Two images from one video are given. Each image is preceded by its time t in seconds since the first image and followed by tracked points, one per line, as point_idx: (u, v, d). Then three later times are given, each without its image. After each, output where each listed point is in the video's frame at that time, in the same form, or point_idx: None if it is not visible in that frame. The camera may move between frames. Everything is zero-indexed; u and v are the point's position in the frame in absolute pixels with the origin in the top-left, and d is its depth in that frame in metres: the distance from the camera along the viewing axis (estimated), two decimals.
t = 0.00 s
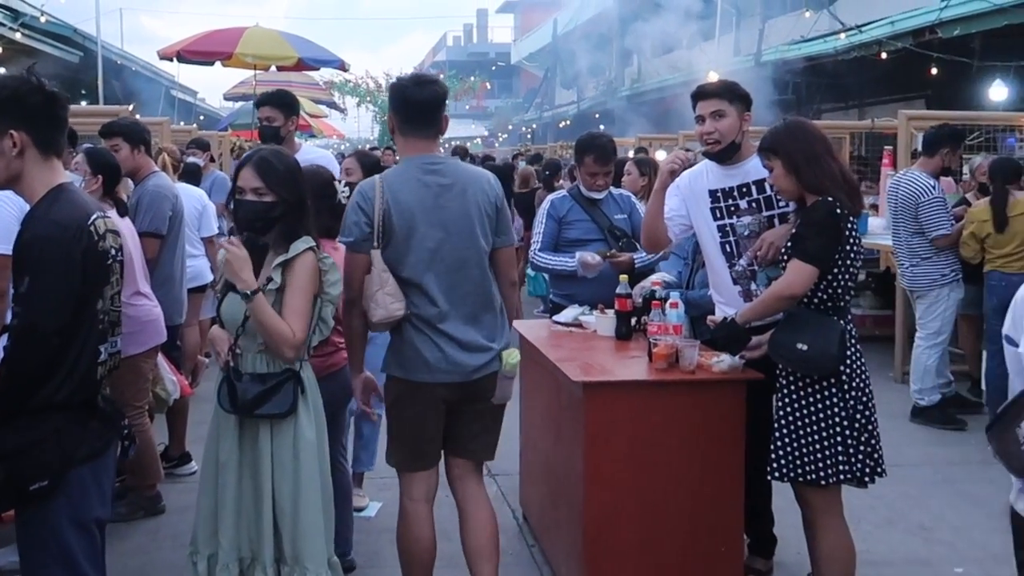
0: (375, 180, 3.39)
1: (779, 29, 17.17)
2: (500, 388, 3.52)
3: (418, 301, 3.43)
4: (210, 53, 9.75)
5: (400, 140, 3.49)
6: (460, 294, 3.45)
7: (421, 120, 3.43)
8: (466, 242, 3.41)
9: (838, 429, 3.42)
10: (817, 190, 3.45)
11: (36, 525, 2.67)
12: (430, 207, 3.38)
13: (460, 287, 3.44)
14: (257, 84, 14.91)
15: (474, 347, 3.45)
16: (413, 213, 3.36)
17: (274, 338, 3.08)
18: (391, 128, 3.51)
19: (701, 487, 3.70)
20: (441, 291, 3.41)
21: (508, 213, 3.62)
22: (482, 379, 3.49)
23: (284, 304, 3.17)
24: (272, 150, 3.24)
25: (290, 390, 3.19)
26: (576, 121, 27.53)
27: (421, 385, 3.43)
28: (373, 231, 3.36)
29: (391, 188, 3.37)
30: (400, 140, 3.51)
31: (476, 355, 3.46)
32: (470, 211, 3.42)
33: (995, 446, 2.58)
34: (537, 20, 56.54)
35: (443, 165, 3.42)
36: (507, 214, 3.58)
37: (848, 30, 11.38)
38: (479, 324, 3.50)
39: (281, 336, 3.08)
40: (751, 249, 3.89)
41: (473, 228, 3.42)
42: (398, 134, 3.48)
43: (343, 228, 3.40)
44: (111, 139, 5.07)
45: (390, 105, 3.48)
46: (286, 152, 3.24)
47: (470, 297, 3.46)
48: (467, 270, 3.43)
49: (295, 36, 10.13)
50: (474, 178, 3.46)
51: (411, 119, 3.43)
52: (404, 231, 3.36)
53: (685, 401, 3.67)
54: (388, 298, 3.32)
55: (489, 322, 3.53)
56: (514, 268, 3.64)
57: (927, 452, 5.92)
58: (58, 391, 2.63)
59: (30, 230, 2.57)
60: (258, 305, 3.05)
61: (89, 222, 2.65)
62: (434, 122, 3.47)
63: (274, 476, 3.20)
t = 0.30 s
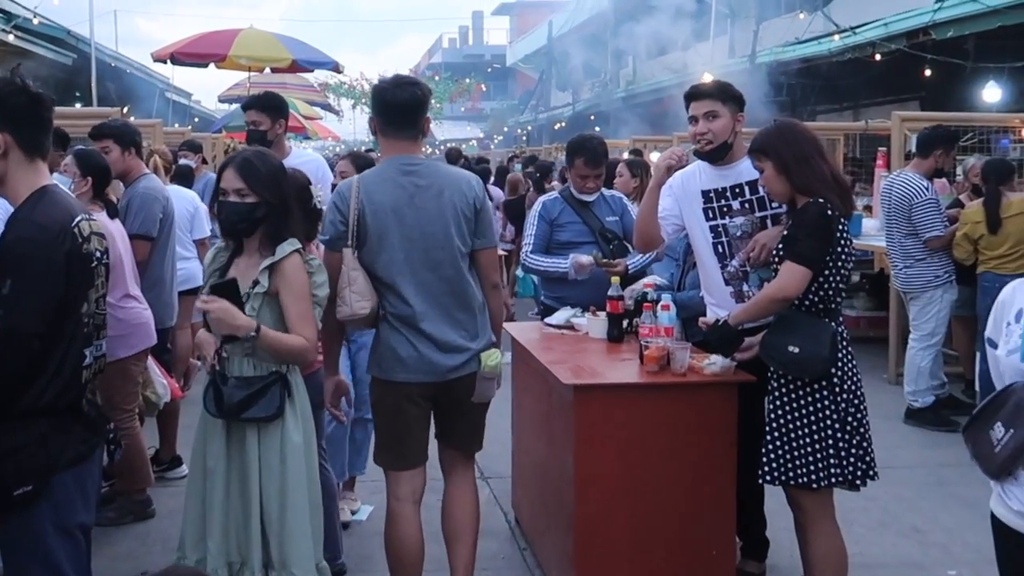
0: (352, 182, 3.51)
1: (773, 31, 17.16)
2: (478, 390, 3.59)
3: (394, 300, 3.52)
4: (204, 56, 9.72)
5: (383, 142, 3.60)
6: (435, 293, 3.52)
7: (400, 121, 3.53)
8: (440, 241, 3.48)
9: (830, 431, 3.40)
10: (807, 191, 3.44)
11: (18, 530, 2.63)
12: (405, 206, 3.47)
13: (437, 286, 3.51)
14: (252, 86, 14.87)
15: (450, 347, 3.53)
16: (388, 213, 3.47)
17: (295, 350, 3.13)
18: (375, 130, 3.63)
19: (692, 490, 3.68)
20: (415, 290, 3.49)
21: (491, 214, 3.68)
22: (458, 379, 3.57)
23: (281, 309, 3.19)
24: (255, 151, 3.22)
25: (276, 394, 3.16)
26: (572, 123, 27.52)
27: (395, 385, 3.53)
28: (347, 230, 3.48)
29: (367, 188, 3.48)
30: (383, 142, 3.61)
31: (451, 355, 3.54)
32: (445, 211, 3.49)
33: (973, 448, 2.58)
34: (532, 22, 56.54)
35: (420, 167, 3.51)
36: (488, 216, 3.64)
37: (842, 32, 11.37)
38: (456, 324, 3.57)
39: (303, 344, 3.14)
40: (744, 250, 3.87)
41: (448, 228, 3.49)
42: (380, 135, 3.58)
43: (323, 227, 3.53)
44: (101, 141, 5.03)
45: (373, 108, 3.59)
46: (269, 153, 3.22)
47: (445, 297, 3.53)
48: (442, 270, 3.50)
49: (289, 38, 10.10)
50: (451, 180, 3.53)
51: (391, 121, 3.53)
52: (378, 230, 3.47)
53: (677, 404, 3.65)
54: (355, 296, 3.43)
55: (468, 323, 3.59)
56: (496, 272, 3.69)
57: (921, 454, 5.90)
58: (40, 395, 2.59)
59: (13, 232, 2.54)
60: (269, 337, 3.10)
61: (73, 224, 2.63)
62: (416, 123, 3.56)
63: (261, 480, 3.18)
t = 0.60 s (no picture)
0: (349, 181, 3.55)
1: (777, 32, 17.13)
2: (471, 390, 3.57)
3: (387, 299, 3.52)
4: (206, 56, 9.71)
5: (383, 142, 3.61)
6: (426, 293, 3.51)
7: (398, 122, 3.52)
8: (431, 243, 3.47)
9: (830, 435, 3.38)
10: (808, 193, 3.42)
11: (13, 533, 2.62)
12: (398, 207, 3.47)
13: (427, 286, 3.51)
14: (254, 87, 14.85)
15: (440, 347, 3.53)
16: (380, 213, 3.47)
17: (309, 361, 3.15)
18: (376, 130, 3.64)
19: (691, 493, 3.66)
20: (405, 289, 3.49)
21: (489, 217, 3.66)
22: (447, 379, 3.56)
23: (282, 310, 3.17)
24: (250, 152, 3.21)
25: (275, 395, 3.15)
26: (575, 123, 27.49)
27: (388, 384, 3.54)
28: (342, 228, 3.53)
29: (361, 188, 3.51)
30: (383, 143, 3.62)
31: (442, 354, 3.53)
32: (438, 213, 3.48)
33: (966, 452, 2.56)
34: (536, 23, 56.53)
35: (415, 168, 3.50)
36: (484, 219, 3.62)
37: (845, 33, 11.34)
38: (448, 324, 3.56)
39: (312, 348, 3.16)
40: (746, 252, 3.85)
41: (438, 229, 3.47)
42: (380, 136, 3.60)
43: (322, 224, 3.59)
44: (101, 141, 5.01)
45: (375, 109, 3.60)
46: (265, 154, 3.21)
47: (436, 297, 3.52)
48: (432, 271, 3.49)
49: (291, 38, 10.08)
50: (446, 181, 3.52)
51: (389, 122, 3.53)
52: (370, 230, 3.47)
53: (676, 406, 3.63)
54: (348, 291, 3.47)
55: (460, 323, 3.59)
56: (491, 276, 3.67)
57: (924, 457, 5.87)
58: (34, 398, 2.58)
59: (7, 233, 2.52)
60: (285, 373, 3.09)
61: (68, 225, 2.62)
62: (416, 126, 3.56)
63: (260, 482, 3.17)
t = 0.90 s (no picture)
0: (364, 183, 3.57)
1: (787, 33, 17.08)
2: (472, 393, 3.55)
3: (393, 300, 3.52)
4: (216, 56, 9.73)
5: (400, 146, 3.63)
6: (430, 296, 3.51)
7: (414, 127, 3.54)
8: (438, 246, 3.47)
9: (839, 439, 3.36)
10: (816, 196, 3.40)
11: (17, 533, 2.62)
12: (408, 210, 3.48)
13: (434, 289, 3.51)
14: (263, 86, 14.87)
15: (443, 350, 3.52)
16: (390, 214, 3.49)
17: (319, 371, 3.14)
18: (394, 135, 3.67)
19: (697, 497, 3.64)
20: (410, 291, 3.49)
21: (501, 224, 3.64)
22: (448, 382, 3.55)
23: (287, 311, 3.17)
24: (255, 152, 3.19)
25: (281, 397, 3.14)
26: (584, 124, 27.47)
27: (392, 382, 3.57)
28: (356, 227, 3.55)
29: (375, 190, 3.53)
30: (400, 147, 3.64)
31: (444, 356, 3.53)
32: (447, 218, 3.48)
33: (967, 458, 2.55)
34: (545, 23, 56.52)
35: (429, 173, 3.51)
36: (496, 226, 3.60)
37: (855, 35, 11.30)
38: (452, 327, 3.55)
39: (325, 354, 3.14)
40: (755, 254, 3.83)
41: (446, 234, 3.48)
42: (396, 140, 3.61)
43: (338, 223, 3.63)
44: (108, 140, 5.00)
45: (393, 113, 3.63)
46: (269, 155, 3.19)
47: (441, 300, 3.52)
48: (438, 274, 3.49)
49: (300, 38, 10.09)
50: (458, 187, 3.52)
51: (405, 127, 3.56)
52: (379, 232, 3.49)
53: (684, 409, 3.61)
54: (358, 287, 3.46)
55: (464, 326, 3.57)
56: (500, 283, 3.64)
57: (933, 461, 5.84)
58: (38, 398, 2.58)
59: (12, 233, 2.52)
60: (295, 395, 3.10)
61: (73, 224, 2.61)
62: (433, 130, 3.58)
63: (265, 484, 3.17)
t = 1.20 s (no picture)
0: (398, 182, 3.58)
1: (808, 32, 16.96)
2: (490, 397, 3.50)
3: (418, 301, 3.53)
4: (234, 56, 9.75)
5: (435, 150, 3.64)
6: (454, 299, 3.52)
7: (451, 131, 3.55)
8: (465, 252, 3.48)
9: (859, 444, 3.31)
10: (837, 197, 3.35)
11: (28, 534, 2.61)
12: (438, 214, 3.49)
13: (457, 292, 3.51)
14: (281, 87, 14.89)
15: (462, 352, 3.52)
16: (421, 216, 3.50)
17: (331, 375, 3.11)
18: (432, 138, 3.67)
19: (716, 502, 3.60)
20: (434, 292, 3.50)
21: (530, 236, 3.63)
22: (467, 383, 3.55)
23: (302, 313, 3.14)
24: (265, 153, 3.16)
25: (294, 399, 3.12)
26: (603, 124, 27.40)
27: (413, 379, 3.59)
28: (387, 226, 3.57)
29: (408, 190, 3.54)
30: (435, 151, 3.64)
31: (463, 358, 3.53)
32: (476, 225, 3.48)
33: (981, 465, 2.49)
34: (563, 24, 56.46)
35: (463, 179, 3.51)
36: (524, 236, 3.59)
37: (876, 35, 11.20)
38: (473, 331, 3.55)
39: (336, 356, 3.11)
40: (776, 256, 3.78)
41: (474, 239, 3.48)
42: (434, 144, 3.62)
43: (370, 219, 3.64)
44: (124, 140, 4.99)
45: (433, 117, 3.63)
46: (280, 155, 3.17)
47: (463, 303, 3.52)
48: (463, 278, 3.49)
49: (318, 38, 10.09)
50: (491, 194, 3.52)
51: (443, 130, 3.57)
52: (408, 233, 3.50)
53: (702, 413, 3.57)
54: (397, 286, 3.46)
55: (485, 330, 3.57)
56: (524, 292, 3.62)
57: (955, 465, 5.77)
58: (51, 399, 2.57)
59: (26, 233, 2.51)
60: (306, 403, 3.07)
61: (88, 225, 2.60)
62: (471, 135, 3.58)
63: (280, 487, 3.15)
